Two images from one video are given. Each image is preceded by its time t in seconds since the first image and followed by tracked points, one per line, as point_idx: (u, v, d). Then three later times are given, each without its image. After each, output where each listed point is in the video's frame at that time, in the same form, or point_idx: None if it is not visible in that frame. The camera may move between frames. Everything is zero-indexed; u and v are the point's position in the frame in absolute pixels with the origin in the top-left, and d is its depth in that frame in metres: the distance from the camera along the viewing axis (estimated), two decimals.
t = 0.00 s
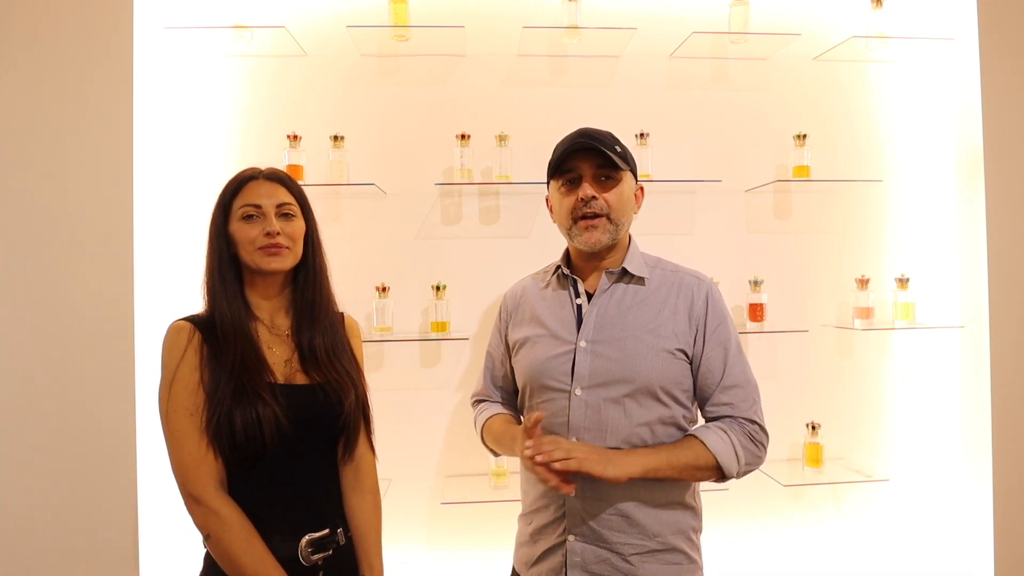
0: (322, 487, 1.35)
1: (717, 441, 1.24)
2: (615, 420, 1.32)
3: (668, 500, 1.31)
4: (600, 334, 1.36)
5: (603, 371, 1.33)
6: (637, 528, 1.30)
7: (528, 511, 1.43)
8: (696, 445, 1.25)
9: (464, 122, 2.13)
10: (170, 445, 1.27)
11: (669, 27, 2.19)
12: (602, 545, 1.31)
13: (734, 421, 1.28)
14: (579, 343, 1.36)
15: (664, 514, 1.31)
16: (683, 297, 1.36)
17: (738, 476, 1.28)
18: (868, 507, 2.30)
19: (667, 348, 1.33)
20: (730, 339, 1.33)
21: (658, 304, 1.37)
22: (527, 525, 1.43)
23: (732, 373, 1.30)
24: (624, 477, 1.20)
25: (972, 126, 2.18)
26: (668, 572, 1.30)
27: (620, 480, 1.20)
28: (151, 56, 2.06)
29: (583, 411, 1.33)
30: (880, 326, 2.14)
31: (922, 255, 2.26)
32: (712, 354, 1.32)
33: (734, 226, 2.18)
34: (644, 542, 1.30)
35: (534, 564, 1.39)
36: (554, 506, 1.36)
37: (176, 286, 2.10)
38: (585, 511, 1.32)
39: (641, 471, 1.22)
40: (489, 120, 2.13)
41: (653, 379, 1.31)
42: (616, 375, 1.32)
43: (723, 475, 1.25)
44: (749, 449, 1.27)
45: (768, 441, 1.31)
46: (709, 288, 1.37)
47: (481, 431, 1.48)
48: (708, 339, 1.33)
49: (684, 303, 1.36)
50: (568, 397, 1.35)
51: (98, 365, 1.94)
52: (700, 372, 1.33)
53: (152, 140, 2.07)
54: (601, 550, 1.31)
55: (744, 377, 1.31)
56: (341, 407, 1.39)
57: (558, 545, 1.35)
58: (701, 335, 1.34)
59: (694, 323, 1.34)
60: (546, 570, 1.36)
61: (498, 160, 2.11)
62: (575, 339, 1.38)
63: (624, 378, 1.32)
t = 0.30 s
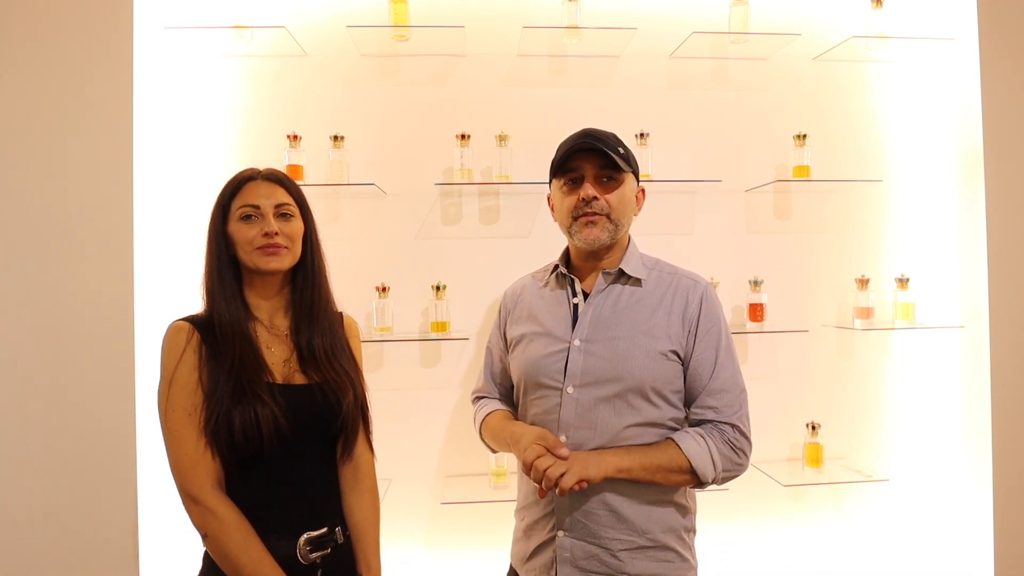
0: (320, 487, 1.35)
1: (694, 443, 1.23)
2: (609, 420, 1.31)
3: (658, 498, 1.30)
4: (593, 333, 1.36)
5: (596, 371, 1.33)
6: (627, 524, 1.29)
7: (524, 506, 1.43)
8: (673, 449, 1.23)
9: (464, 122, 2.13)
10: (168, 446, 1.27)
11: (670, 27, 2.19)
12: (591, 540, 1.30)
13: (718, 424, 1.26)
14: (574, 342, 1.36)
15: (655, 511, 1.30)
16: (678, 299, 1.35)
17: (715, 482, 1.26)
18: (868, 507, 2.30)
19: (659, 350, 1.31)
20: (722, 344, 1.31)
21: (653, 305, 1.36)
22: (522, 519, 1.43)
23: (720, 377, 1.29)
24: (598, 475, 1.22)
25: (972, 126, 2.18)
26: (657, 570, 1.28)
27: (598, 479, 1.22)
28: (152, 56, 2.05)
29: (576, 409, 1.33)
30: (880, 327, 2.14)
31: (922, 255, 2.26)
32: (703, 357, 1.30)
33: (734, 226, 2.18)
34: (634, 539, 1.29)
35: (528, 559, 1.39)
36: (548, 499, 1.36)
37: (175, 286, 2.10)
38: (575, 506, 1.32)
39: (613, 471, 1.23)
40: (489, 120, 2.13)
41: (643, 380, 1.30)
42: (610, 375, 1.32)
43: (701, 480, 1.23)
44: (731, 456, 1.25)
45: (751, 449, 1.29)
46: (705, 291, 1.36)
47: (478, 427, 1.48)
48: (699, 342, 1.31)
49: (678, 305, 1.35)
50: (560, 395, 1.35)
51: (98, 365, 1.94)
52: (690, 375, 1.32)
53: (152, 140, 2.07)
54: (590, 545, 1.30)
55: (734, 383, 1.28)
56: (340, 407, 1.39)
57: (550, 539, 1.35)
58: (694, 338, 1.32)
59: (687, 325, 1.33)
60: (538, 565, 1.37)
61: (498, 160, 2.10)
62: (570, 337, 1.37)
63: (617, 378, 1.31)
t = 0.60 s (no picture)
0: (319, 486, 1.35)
1: (689, 450, 1.20)
2: (607, 421, 1.30)
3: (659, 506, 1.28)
4: (593, 334, 1.34)
5: (595, 372, 1.31)
6: (624, 531, 1.28)
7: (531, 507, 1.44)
8: (667, 455, 1.21)
9: (464, 123, 2.13)
10: (168, 443, 1.27)
11: (670, 27, 2.19)
12: (588, 547, 1.29)
13: (716, 431, 1.21)
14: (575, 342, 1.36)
15: (654, 520, 1.28)
16: (681, 298, 1.31)
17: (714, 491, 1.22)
18: (868, 507, 2.30)
19: (659, 351, 1.28)
20: (727, 346, 1.24)
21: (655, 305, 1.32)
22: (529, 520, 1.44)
23: (721, 382, 1.23)
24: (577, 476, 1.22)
25: (972, 126, 2.18)
26: None
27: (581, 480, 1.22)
28: (151, 56, 2.05)
29: (576, 410, 1.33)
30: (880, 326, 2.13)
31: (921, 255, 2.26)
32: (704, 359, 1.25)
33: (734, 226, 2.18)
34: (631, 547, 1.27)
35: (531, 560, 1.40)
36: (548, 503, 1.36)
37: (176, 287, 2.10)
38: (573, 511, 1.31)
39: (600, 471, 1.23)
40: (489, 120, 2.13)
41: (641, 382, 1.28)
42: (609, 376, 1.30)
43: (695, 488, 1.20)
44: (732, 464, 1.21)
45: (756, 458, 1.23)
46: (712, 289, 1.29)
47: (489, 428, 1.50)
48: (702, 343, 1.26)
49: (681, 304, 1.31)
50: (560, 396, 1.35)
51: (98, 365, 1.94)
52: (693, 378, 1.27)
53: (153, 141, 2.07)
54: (586, 551, 1.29)
55: (737, 388, 1.22)
56: (340, 407, 1.39)
57: (551, 544, 1.35)
58: (697, 339, 1.27)
59: (690, 326, 1.28)
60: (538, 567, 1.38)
61: (498, 160, 2.08)
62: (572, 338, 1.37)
63: (616, 379, 1.29)
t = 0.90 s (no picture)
0: (317, 486, 1.35)
1: (698, 468, 1.10)
2: (613, 428, 1.22)
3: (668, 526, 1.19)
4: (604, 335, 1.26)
5: (603, 375, 1.24)
6: (627, 549, 1.20)
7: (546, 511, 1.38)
8: (676, 473, 1.11)
9: (464, 122, 2.13)
10: (166, 443, 1.28)
11: (670, 27, 2.19)
12: (588, 560, 1.23)
13: (730, 449, 1.11)
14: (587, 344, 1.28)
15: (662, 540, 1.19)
16: (700, 301, 1.20)
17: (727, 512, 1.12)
18: (868, 507, 2.30)
19: (671, 356, 1.18)
20: (747, 356, 1.12)
21: (671, 307, 1.22)
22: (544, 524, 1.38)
23: (738, 395, 1.11)
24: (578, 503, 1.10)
25: (972, 126, 2.18)
26: None
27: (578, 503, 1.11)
28: (151, 56, 2.05)
29: (583, 414, 1.26)
30: (880, 327, 2.14)
31: (922, 255, 2.26)
32: (721, 369, 1.14)
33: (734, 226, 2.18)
34: (632, 566, 1.20)
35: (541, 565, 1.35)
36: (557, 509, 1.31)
37: (176, 287, 2.10)
38: (576, 522, 1.25)
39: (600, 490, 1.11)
40: (489, 120, 2.13)
41: (650, 387, 1.19)
42: (617, 380, 1.22)
43: (705, 511, 1.10)
44: (745, 486, 1.10)
45: (774, 480, 1.12)
46: (736, 292, 1.18)
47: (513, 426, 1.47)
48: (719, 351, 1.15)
49: (700, 307, 1.19)
50: (570, 398, 1.29)
51: (98, 365, 1.94)
52: (708, 388, 1.16)
53: (153, 140, 2.07)
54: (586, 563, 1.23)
55: (756, 403, 1.10)
56: (338, 407, 1.39)
57: (555, 553, 1.30)
58: (713, 346, 1.16)
59: (709, 331, 1.17)
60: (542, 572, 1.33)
61: (498, 160, 2.08)
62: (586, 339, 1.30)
63: (625, 384, 1.21)
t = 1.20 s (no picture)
0: (317, 486, 1.35)
1: (596, 433, 0.97)
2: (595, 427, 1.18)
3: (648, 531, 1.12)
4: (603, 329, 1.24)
5: (592, 372, 1.21)
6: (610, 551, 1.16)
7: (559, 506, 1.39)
8: (575, 427, 0.98)
9: (464, 122, 2.13)
10: (165, 444, 1.28)
11: (670, 27, 2.19)
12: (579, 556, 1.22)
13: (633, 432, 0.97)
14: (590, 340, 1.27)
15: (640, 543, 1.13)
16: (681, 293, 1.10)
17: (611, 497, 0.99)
18: (868, 507, 2.30)
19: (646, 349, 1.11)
20: (692, 348, 0.99)
21: (654, 302, 1.15)
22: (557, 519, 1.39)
23: (666, 381, 0.99)
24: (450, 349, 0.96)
25: (972, 126, 2.18)
26: None
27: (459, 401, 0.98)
28: (151, 56, 2.05)
29: (578, 410, 1.24)
30: (880, 327, 2.14)
31: (922, 255, 2.26)
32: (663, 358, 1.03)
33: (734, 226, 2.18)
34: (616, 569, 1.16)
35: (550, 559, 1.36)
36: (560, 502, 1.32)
37: (177, 287, 2.10)
38: (568, 515, 1.25)
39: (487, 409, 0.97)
40: (489, 120, 2.13)
41: (620, 384, 1.13)
42: (600, 378, 1.18)
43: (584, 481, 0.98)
44: (639, 479, 0.96)
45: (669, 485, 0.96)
46: (717, 285, 1.05)
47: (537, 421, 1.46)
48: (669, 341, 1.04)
49: (676, 301, 1.10)
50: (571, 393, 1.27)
51: (98, 365, 1.94)
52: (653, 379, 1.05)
53: (153, 140, 2.07)
54: (577, 557, 1.23)
55: (678, 395, 0.97)
56: (338, 407, 1.39)
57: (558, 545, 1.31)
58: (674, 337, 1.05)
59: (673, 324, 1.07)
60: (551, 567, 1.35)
61: (498, 160, 2.08)
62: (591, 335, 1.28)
63: (605, 383, 1.16)
